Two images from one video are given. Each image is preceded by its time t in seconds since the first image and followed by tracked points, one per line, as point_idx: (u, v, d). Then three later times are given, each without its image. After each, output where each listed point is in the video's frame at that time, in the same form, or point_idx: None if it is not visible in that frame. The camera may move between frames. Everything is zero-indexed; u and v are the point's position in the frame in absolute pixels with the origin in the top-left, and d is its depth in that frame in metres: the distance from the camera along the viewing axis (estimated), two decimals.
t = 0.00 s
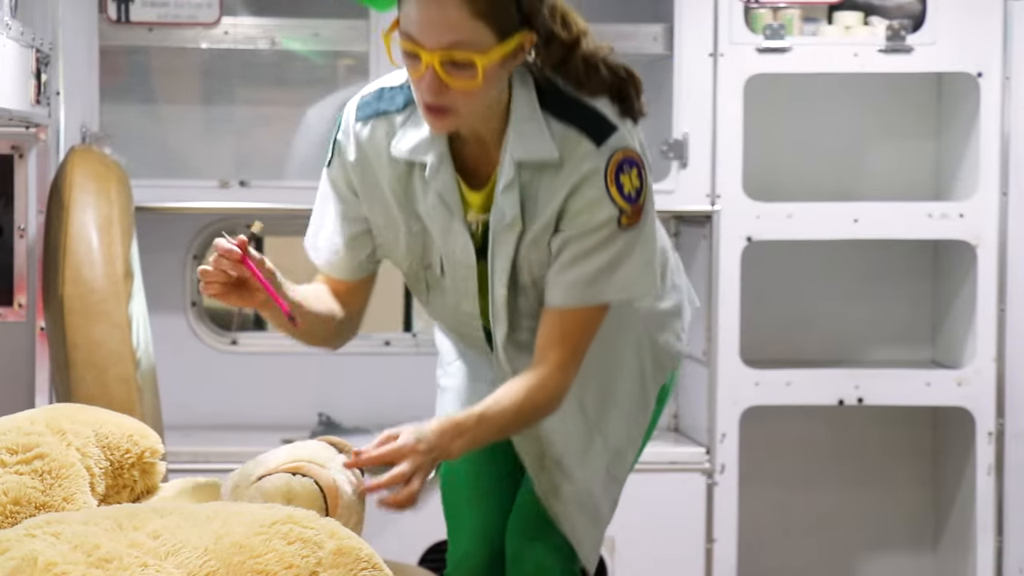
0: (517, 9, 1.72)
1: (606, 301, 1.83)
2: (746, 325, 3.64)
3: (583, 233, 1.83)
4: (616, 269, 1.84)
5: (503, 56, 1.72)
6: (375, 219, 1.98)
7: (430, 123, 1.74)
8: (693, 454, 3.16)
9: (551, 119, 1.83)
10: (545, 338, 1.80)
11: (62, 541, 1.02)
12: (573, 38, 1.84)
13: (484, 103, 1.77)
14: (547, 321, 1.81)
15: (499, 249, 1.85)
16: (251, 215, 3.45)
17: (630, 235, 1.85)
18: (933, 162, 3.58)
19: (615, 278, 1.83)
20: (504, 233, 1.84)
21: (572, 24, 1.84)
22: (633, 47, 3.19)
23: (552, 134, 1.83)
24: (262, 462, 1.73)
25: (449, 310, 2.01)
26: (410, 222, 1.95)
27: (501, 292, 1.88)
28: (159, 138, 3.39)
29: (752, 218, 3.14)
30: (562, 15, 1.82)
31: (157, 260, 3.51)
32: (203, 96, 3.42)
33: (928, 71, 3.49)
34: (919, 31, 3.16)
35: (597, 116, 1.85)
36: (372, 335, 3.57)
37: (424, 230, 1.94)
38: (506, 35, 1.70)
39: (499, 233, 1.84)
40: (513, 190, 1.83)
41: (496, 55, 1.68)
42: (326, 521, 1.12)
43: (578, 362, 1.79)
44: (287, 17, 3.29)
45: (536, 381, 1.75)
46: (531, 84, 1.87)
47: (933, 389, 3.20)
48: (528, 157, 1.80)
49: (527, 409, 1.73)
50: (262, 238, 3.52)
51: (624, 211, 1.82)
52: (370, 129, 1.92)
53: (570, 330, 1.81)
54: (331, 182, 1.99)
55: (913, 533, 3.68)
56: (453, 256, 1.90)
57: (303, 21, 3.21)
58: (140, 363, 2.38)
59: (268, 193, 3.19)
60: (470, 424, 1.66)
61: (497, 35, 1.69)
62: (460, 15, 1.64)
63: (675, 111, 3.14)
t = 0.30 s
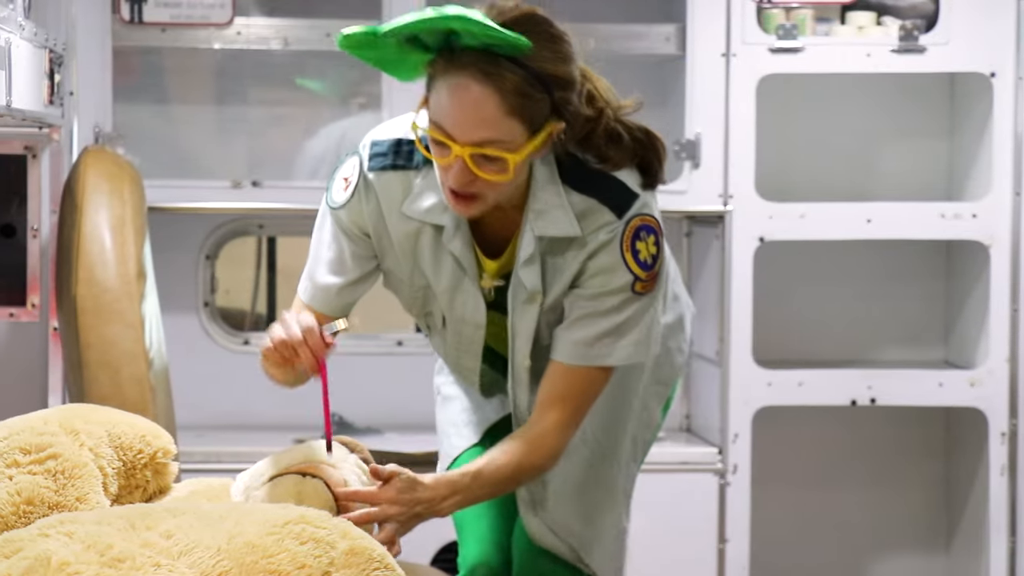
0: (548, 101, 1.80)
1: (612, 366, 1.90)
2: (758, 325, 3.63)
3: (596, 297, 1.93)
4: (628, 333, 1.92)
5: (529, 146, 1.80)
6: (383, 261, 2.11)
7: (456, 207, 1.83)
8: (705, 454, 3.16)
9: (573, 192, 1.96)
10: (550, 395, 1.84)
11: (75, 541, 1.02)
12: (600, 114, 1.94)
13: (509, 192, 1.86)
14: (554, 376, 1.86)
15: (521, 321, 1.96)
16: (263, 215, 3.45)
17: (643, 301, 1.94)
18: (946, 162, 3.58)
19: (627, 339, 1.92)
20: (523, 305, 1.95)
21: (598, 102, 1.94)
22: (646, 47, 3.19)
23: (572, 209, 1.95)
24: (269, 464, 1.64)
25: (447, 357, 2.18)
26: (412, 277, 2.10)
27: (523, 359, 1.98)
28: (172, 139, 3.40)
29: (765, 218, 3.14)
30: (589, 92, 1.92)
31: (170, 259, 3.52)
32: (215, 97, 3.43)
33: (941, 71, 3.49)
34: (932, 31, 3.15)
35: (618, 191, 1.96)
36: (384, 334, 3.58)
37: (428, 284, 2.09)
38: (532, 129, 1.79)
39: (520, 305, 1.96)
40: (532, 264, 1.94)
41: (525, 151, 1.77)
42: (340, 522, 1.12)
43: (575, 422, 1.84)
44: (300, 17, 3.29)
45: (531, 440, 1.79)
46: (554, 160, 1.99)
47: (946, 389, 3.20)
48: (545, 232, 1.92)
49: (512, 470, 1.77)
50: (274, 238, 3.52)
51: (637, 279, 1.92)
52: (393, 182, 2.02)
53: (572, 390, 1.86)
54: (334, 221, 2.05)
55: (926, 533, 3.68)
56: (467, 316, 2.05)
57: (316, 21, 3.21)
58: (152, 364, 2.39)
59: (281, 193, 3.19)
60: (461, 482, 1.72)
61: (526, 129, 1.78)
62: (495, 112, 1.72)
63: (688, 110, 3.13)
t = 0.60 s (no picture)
0: (571, 117, 1.81)
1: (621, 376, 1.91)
2: (770, 325, 3.63)
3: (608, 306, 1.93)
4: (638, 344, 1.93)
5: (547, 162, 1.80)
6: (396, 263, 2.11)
7: (476, 221, 1.82)
8: (718, 454, 3.16)
9: (588, 203, 1.95)
10: (555, 403, 1.87)
11: (88, 541, 1.02)
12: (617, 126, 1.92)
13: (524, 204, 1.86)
14: (562, 384, 1.89)
15: (529, 329, 1.96)
16: (275, 215, 3.45)
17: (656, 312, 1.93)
18: (959, 162, 3.57)
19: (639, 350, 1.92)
20: (534, 312, 1.95)
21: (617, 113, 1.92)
22: (658, 47, 3.19)
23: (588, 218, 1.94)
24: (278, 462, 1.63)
25: (459, 361, 2.18)
26: (424, 280, 2.10)
27: (531, 368, 1.98)
28: (185, 138, 3.40)
29: (777, 218, 3.14)
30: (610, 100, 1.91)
31: (182, 259, 3.52)
32: (228, 97, 3.43)
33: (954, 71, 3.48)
34: (944, 30, 3.15)
35: (633, 202, 1.96)
36: (395, 334, 3.57)
37: (439, 288, 2.09)
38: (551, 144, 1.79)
39: (529, 314, 1.95)
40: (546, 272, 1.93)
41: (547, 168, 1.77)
42: (352, 521, 1.12)
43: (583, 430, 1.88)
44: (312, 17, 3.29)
45: (536, 447, 1.83)
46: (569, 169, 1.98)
47: (959, 390, 3.19)
48: (560, 242, 1.92)
49: (516, 478, 1.81)
50: (286, 238, 3.52)
51: (650, 291, 1.91)
52: (406, 186, 2.02)
53: (580, 398, 1.89)
54: (348, 223, 2.05)
55: (939, 533, 3.67)
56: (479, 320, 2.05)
57: (328, 21, 3.21)
58: (165, 364, 2.39)
59: (294, 193, 3.19)
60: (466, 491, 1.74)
61: (549, 145, 1.78)
62: (520, 127, 1.72)
63: (701, 111, 3.13)
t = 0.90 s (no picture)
0: (586, 113, 1.80)
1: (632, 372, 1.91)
2: (783, 325, 3.62)
3: (620, 301, 1.93)
4: (649, 340, 1.93)
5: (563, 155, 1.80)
6: (405, 258, 2.11)
7: (489, 215, 1.83)
8: (730, 454, 3.16)
9: (602, 198, 1.95)
10: (565, 399, 1.87)
11: (100, 540, 1.02)
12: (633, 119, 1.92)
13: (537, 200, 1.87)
14: (571, 381, 1.88)
15: (540, 325, 1.96)
16: (287, 214, 3.45)
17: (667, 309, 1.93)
18: (972, 162, 3.57)
19: (650, 347, 1.92)
20: (546, 309, 1.95)
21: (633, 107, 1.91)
22: (671, 46, 3.19)
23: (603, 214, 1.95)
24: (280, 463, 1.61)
25: (466, 357, 2.17)
26: (434, 276, 2.10)
27: (540, 363, 1.99)
28: (196, 138, 3.40)
29: (789, 218, 3.13)
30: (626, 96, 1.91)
31: (195, 259, 3.53)
32: (240, 96, 3.43)
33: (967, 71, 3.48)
34: (957, 30, 3.14)
35: (647, 199, 1.96)
36: (407, 334, 3.57)
37: (449, 283, 2.09)
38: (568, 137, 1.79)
39: (541, 309, 1.95)
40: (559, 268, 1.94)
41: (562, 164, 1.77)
42: (364, 521, 1.12)
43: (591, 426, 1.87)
44: (324, 17, 3.29)
45: (544, 444, 1.82)
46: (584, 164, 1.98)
47: (971, 390, 3.19)
48: (574, 238, 1.92)
49: (523, 475, 1.81)
50: (298, 238, 3.52)
51: (662, 287, 1.91)
52: (421, 181, 2.02)
53: (589, 394, 1.88)
54: (359, 215, 2.05)
55: (952, 532, 3.67)
56: (490, 316, 2.05)
57: (340, 21, 3.21)
58: (177, 363, 2.39)
59: (305, 193, 3.20)
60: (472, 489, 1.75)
61: (563, 140, 1.78)
62: (535, 124, 1.72)
63: (713, 111, 3.13)
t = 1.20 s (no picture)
0: (599, 118, 1.81)
1: (650, 374, 1.91)
2: (795, 324, 3.62)
3: (637, 303, 1.93)
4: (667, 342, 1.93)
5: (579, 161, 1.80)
6: (413, 259, 2.11)
7: (507, 224, 1.83)
8: (742, 454, 3.16)
9: (618, 204, 1.95)
10: (586, 401, 1.87)
11: (112, 539, 1.03)
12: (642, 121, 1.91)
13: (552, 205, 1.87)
14: (590, 382, 1.88)
15: (561, 332, 1.97)
16: (298, 214, 3.46)
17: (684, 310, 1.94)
18: (983, 162, 3.57)
19: (668, 348, 1.92)
20: (566, 316, 1.95)
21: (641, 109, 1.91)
22: (683, 46, 3.19)
23: (619, 218, 1.95)
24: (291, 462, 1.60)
25: (471, 360, 2.17)
26: (440, 279, 2.10)
27: (561, 370, 1.99)
28: (208, 138, 3.41)
29: (800, 218, 3.13)
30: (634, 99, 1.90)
31: (207, 258, 3.53)
32: (252, 97, 3.44)
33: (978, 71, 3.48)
34: (969, 30, 3.14)
35: (663, 204, 1.96)
36: (418, 334, 3.58)
37: (455, 288, 2.09)
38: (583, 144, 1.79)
39: (562, 316, 1.96)
40: (577, 274, 1.94)
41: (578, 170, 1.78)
42: (375, 520, 1.12)
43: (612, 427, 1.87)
44: (336, 17, 3.30)
45: (566, 444, 1.83)
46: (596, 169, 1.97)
47: (983, 390, 3.18)
48: (591, 243, 1.93)
49: (544, 476, 1.81)
50: (310, 238, 3.53)
51: (679, 288, 1.91)
52: (433, 184, 2.01)
53: (609, 395, 1.89)
54: (370, 215, 2.05)
55: (966, 532, 3.67)
56: (500, 322, 2.05)
57: (352, 21, 3.21)
58: (188, 364, 2.39)
59: (317, 193, 3.20)
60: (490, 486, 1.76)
61: (578, 146, 1.79)
62: (549, 132, 1.73)
63: (724, 111, 3.13)
